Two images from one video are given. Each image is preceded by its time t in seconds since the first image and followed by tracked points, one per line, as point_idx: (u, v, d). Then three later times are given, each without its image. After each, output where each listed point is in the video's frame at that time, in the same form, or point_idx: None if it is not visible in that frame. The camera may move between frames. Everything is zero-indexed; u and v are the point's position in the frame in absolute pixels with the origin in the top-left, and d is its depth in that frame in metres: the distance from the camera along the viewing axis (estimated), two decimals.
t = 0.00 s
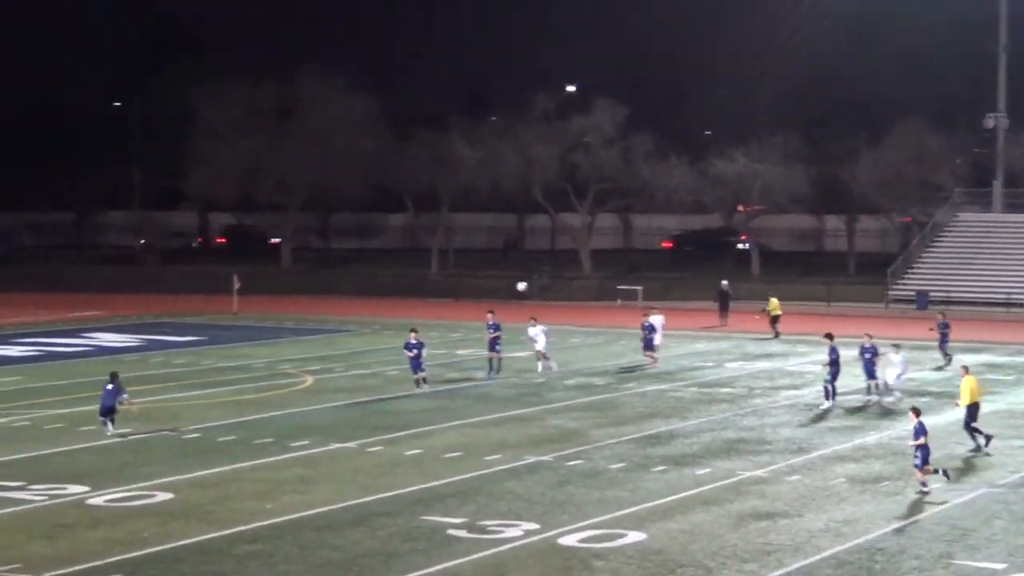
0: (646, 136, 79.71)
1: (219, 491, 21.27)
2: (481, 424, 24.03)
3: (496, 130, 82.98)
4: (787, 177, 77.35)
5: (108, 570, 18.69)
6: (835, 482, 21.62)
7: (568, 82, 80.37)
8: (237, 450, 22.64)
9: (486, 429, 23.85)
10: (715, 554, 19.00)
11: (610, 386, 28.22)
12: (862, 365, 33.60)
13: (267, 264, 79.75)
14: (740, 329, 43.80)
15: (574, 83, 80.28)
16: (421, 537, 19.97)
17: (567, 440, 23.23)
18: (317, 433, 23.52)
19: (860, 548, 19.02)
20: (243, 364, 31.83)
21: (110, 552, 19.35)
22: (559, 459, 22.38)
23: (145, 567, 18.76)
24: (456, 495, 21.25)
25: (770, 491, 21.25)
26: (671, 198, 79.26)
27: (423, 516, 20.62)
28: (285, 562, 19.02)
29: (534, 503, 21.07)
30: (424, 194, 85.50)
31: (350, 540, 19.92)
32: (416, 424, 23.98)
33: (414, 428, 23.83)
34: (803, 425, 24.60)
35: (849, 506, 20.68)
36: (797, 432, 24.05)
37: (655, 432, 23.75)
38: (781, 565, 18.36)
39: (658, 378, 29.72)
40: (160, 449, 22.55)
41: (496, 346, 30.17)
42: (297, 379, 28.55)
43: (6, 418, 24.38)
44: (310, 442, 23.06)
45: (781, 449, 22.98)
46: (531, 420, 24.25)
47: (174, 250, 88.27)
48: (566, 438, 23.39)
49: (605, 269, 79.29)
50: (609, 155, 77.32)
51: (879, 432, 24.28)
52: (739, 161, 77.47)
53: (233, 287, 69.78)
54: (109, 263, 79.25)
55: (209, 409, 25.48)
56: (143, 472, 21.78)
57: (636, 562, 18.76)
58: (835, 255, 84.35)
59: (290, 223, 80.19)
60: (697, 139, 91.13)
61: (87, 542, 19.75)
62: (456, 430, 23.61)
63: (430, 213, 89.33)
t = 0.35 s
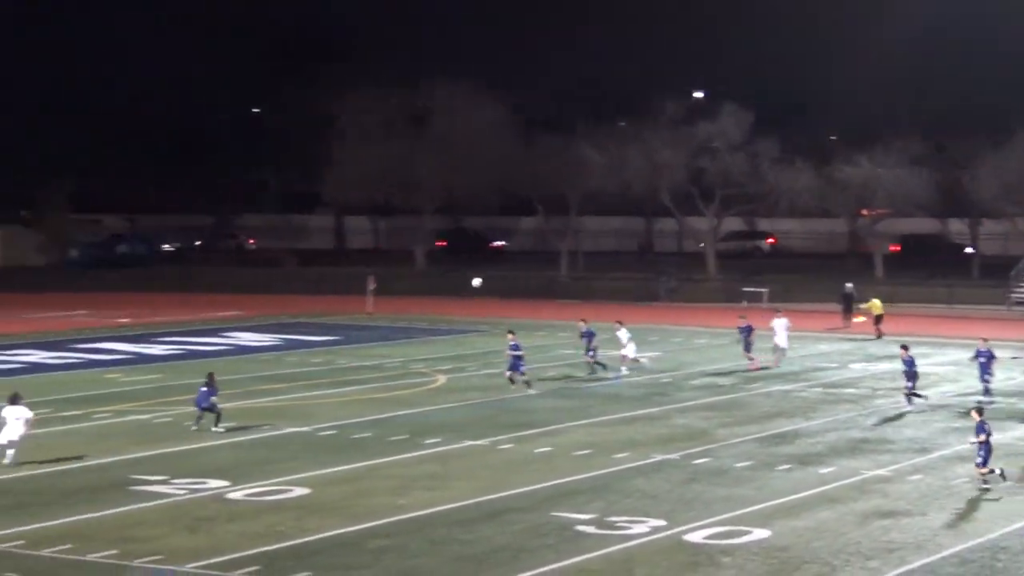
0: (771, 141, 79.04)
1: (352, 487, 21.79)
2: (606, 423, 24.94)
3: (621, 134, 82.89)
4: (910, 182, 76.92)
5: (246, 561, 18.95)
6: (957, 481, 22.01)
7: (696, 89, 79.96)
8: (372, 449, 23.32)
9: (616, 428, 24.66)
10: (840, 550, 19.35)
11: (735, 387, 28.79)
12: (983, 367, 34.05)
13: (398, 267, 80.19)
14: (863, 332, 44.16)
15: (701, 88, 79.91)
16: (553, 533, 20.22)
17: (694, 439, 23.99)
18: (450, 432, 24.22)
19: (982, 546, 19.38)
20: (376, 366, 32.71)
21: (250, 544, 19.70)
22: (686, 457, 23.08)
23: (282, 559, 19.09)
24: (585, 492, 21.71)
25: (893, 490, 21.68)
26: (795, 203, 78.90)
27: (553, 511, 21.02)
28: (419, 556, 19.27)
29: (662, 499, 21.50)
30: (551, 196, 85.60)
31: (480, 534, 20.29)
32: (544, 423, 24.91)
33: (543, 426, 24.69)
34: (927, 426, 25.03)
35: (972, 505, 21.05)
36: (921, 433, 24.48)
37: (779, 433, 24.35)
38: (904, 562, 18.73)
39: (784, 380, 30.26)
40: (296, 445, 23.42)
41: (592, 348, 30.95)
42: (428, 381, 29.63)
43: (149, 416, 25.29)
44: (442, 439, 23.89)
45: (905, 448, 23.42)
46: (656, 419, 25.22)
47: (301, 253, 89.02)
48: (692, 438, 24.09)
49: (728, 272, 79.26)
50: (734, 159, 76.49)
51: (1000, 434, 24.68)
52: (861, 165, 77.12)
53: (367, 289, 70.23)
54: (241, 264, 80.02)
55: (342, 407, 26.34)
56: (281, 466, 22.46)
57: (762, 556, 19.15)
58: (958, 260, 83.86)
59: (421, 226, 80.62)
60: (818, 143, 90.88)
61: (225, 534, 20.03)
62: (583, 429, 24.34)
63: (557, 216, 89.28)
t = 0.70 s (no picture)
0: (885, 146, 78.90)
1: (471, 482, 22.42)
2: (715, 421, 25.82)
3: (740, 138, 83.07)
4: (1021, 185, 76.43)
5: (369, 552, 19.30)
6: None
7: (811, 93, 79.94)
8: (491, 446, 24.16)
9: (728, 426, 25.48)
10: (947, 548, 19.72)
11: (845, 387, 29.49)
12: None
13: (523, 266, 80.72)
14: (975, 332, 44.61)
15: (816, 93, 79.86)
16: (664, 528, 20.59)
17: (806, 437, 24.78)
18: (567, 430, 25.09)
19: None
20: (496, 365, 33.71)
21: (372, 535, 20.09)
22: (796, 455, 23.71)
23: (404, 550, 19.45)
24: (698, 488, 22.23)
25: (1000, 488, 22.17)
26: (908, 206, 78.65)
27: (666, 508, 21.47)
28: (534, 550, 19.55)
29: (773, 496, 21.97)
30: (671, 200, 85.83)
31: (595, 528, 20.64)
32: (654, 421, 25.80)
33: (657, 424, 25.59)
34: None
35: None
36: None
37: (888, 432, 25.03)
38: (1011, 560, 19.13)
39: (894, 380, 30.92)
40: (418, 441, 24.37)
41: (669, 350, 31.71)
42: (545, 380, 30.86)
43: (275, 412, 26.16)
44: (560, 436, 24.79)
45: (1012, 448, 23.96)
46: (766, 419, 26.00)
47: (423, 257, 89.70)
48: (799, 437, 24.82)
49: (840, 275, 79.22)
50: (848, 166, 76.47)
51: None
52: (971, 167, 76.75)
53: (485, 289, 70.72)
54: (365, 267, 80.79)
55: (460, 408, 27.35)
56: (404, 460, 23.31)
57: (871, 551, 19.58)
58: None
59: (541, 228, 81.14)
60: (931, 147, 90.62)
61: (347, 527, 20.45)
62: (693, 427, 25.09)
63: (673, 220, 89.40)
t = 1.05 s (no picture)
0: (920, 145, 78.67)
1: (505, 482, 22.41)
2: (748, 421, 25.85)
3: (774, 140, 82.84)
4: None
5: (402, 553, 19.28)
6: None
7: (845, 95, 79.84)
8: (522, 446, 24.20)
9: (759, 426, 25.49)
10: (980, 549, 19.68)
11: (879, 388, 29.52)
12: None
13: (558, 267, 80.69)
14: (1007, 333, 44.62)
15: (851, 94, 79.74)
16: (696, 529, 20.56)
17: (840, 437, 24.78)
18: (600, 430, 25.11)
19: None
20: (528, 365, 33.80)
21: (405, 535, 20.04)
22: (829, 455, 23.71)
23: (436, 550, 19.41)
24: (731, 489, 22.21)
25: None
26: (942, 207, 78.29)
27: (698, 508, 21.45)
28: (567, 549, 19.52)
29: (806, 497, 21.95)
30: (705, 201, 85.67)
31: (629, 528, 20.60)
32: (688, 421, 25.83)
33: (691, 424, 25.62)
34: None
35: None
36: None
37: (921, 433, 25.06)
38: None
39: (927, 381, 30.96)
40: (452, 441, 24.41)
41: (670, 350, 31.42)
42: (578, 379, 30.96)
43: (308, 412, 26.20)
44: (591, 436, 24.79)
45: None
46: (800, 419, 26.04)
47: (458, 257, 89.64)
48: (833, 438, 24.83)
49: (874, 275, 78.96)
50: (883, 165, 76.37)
51: None
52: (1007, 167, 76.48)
53: (521, 289, 70.66)
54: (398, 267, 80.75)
55: (493, 408, 27.41)
56: (436, 460, 23.32)
57: (904, 552, 19.53)
58: None
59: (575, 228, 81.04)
60: (965, 148, 90.30)
61: (380, 527, 20.40)
62: (725, 428, 25.10)
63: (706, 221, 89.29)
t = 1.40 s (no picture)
0: (916, 146, 78.69)
1: (498, 482, 22.41)
2: (742, 421, 25.84)
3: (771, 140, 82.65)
4: None
5: (395, 552, 19.29)
6: None
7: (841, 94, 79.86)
8: (516, 446, 24.21)
9: (753, 426, 25.50)
10: (974, 548, 19.69)
11: (875, 387, 29.52)
12: None
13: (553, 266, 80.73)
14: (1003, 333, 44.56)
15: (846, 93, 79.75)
16: (690, 528, 20.57)
17: (833, 437, 24.78)
18: (595, 430, 25.12)
19: None
20: (524, 364, 33.81)
21: (398, 536, 20.04)
22: (822, 455, 23.71)
23: (430, 550, 19.41)
24: (724, 489, 22.21)
25: None
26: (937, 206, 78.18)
27: (692, 508, 21.44)
28: (560, 550, 19.54)
29: (800, 497, 21.95)
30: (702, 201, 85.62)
31: (623, 528, 20.61)
32: (682, 421, 25.83)
33: (685, 424, 25.64)
34: None
35: None
36: None
37: (916, 432, 25.07)
38: None
39: (923, 380, 30.97)
40: (445, 441, 24.41)
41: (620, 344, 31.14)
42: (571, 378, 31.01)
43: (301, 412, 26.22)
44: (585, 436, 24.80)
45: None
46: (793, 419, 26.03)
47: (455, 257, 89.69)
48: (827, 436, 24.85)
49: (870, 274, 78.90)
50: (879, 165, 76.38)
51: None
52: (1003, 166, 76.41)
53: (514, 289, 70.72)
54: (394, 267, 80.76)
55: (487, 408, 27.41)
56: (429, 460, 23.36)
57: (897, 552, 19.53)
58: None
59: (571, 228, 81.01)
60: (960, 148, 90.23)
61: (373, 527, 20.41)
62: (720, 428, 25.11)
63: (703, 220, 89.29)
